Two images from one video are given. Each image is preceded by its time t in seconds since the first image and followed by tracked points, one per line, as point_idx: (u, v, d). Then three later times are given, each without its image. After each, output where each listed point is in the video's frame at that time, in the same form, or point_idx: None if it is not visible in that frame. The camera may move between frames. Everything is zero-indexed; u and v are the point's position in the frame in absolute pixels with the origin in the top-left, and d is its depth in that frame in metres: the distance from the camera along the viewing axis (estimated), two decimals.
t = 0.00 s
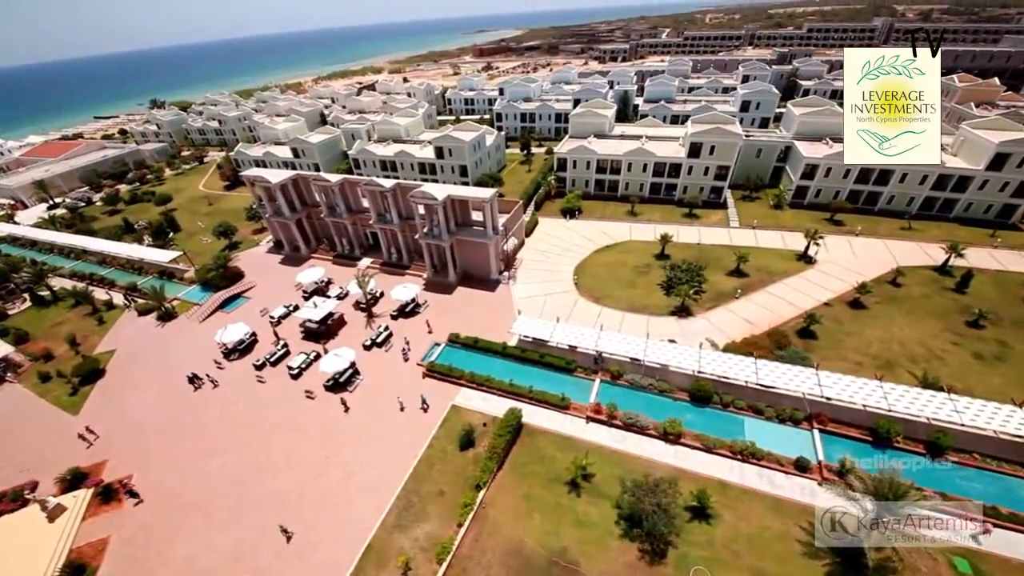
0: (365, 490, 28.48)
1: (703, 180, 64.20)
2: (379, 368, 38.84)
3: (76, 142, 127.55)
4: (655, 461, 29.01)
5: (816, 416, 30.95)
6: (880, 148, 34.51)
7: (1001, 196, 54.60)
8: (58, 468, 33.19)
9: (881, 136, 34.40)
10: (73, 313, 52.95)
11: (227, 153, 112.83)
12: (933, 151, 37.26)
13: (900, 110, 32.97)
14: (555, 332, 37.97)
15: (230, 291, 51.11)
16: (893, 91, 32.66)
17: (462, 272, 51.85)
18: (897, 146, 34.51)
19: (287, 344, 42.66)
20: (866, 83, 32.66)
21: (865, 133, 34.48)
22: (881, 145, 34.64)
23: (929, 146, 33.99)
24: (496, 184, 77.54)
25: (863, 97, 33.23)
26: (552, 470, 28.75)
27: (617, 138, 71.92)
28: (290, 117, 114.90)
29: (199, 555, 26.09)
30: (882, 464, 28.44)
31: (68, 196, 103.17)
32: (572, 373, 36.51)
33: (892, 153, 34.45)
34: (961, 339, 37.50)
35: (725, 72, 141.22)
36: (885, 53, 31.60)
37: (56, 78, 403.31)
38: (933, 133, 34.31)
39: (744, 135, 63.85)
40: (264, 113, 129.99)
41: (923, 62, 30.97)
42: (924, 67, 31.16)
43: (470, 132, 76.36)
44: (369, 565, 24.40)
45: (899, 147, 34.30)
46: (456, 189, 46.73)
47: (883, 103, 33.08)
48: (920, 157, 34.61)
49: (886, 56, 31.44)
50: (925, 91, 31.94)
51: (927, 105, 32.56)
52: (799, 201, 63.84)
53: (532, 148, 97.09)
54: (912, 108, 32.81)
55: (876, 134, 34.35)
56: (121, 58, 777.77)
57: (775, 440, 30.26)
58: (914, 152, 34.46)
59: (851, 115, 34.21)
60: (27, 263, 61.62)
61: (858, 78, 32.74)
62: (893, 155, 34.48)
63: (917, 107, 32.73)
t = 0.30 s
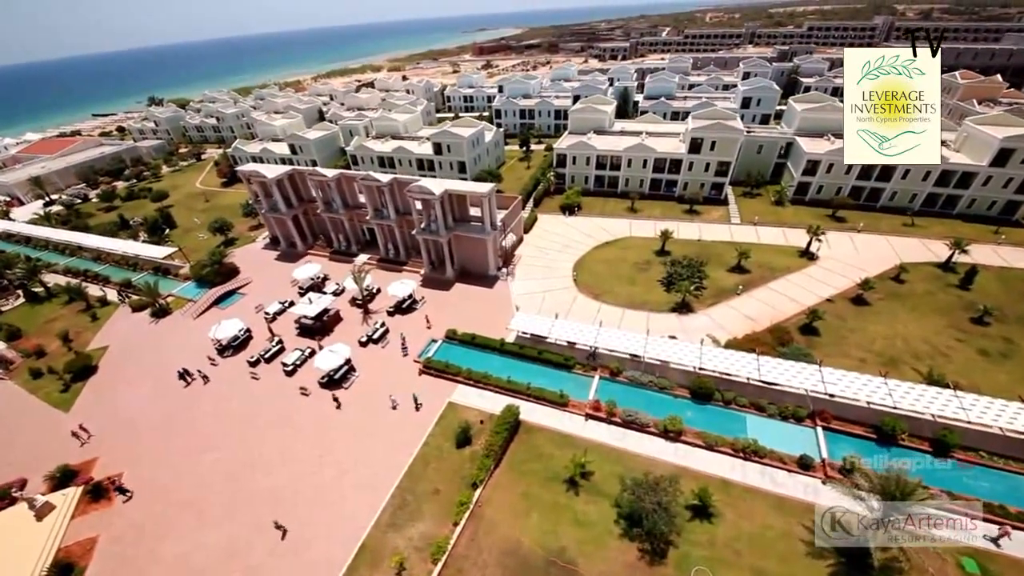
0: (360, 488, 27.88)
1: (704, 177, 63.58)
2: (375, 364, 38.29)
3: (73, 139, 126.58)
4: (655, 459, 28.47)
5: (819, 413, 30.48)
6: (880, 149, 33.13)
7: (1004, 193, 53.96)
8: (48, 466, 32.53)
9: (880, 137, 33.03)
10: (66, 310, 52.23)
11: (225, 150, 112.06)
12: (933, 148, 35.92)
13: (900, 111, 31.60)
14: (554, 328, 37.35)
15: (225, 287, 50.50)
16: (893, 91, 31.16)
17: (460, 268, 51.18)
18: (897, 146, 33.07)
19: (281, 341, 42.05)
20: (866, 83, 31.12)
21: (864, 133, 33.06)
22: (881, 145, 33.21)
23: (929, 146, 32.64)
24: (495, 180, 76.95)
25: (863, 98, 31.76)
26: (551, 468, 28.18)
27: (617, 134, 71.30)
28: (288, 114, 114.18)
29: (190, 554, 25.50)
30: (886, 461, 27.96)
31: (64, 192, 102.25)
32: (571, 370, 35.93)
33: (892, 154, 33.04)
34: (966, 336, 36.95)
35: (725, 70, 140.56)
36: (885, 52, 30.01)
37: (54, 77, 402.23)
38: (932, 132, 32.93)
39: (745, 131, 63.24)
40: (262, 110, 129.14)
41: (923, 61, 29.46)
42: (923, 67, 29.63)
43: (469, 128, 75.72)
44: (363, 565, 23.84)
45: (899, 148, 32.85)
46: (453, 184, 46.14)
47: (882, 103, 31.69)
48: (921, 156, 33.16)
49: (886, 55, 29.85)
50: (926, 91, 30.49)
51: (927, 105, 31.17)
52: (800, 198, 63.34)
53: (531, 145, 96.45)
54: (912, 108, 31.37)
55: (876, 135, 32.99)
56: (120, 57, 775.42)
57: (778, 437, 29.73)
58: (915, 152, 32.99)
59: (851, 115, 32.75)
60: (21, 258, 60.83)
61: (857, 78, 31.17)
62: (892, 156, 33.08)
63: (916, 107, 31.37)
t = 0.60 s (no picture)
0: (355, 487, 27.31)
1: (705, 172, 62.93)
2: (371, 361, 37.75)
3: (70, 136, 125.58)
4: (656, 456, 27.91)
5: (823, 411, 29.98)
6: (880, 148, 31.19)
7: (1009, 188, 53.34)
8: (37, 463, 31.80)
9: (881, 136, 31.05)
10: (60, 306, 51.41)
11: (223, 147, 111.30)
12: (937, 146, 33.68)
13: (899, 111, 29.83)
14: (553, 324, 36.79)
15: (221, 283, 49.94)
16: (893, 91, 29.38)
17: (458, 264, 50.59)
18: (897, 145, 31.12)
19: (276, 337, 41.48)
20: (865, 83, 29.35)
21: (865, 132, 31.13)
22: (881, 146, 31.28)
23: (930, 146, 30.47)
24: (494, 176, 76.32)
25: (864, 98, 30.09)
26: (549, 465, 27.63)
27: (617, 130, 70.65)
28: (286, 111, 113.45)
29: (180, 553, 24.87)
30: (890, 459, 27.46)
31: (60, 189, 101.24)
32: (570, 366, 35.37)
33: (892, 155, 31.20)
34: (971, 332, 36.38)
35: (726, 67, 139.71)
36: (886, 52, 28.24)
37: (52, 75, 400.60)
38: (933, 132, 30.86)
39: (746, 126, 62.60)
40: (260, 107, 128.29)
41: (923, 61, 27.42)
42: (923, 67, 27.62)
43: (468, 124, 75.09)
44: (356, 564, 23.31)
45: (899, 147, 30.98)
46: (452, 178, 45.57)
47: (882, 104, 29.94)
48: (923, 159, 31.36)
49: (886, 56, 28.16)
50: (925, 92, 28.58)
51: (926, 106, 29.25)
52: (802, 194, 62.69)
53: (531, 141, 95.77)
54: (913, 108, 29.45)
55: (876, 134, 31.03)
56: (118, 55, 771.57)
57: (781, 435, 29.18)
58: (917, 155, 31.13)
59: (853, 114, 31.02)
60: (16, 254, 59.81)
61: (858, 78, 29.44)
62: (893, 157, 31.17)
63: (915, 107, 29.47)
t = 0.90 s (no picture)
0: (351, 485, 26.76)
1: (707, 168, 62.19)
2: (368, 358, 37.25)
3: (68, 134, 124.64)
4: (658, 454, 27.35)
5: (828, 408, 29.43)
6: (879, 150, 24.98)
7: (1015, 183, 52.63)
8: (28, 460, 31.04)
9: (880, 136, 25.05)
10: (56, 303, 50.52)
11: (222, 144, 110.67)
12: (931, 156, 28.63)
13: (900, 111, 24.17)
14: (552, 320, 36.15)
15: (218, 279, 49.43)
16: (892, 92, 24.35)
17: (456, 260, 50.03)
18: (897, 149, 25.17)
19: (272, 333, 40.98)
20: (865, 83, 24.24)
21: (865, 133, 25.06)
22: (880, 146, 25.17)
23: (934, 149, 24.79)
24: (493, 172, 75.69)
25: (863, 97, 24.56)
26: (549, 463, 27.11)
27: (618, 126, 69.98)
28: (285, 108, 112.78)
29: (173, 553, 24.29)
30: (898, 457, 26.88)
31: (59, 186, 100.32)
32: (570, 363, 34.79)
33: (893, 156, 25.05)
34: (978, 329, 35.74)
35: (727, 63, 138.67)
36: (883, 50, 23.60)
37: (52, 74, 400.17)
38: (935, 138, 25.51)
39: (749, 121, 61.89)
40: (260, 104, 127.66)
41: (924, 60, 22.75)
42: (925, 66, 22.88)
43: (467, 120, 74.47)
44: (351, 564, 22.80)
45: (900, 150, 24.97)
46: (450, 173, 44.97)
47: (882, 103, 24.44)
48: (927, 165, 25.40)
49: (884, 55, 23.50)
50: (929, 91, 23.30)
51: (928, 106, 23.82)
52: (805, 189, 61.92)
53: (531, 138, 95.08)
54: (914, 108, 24.03)
55: (876, 134, 25.02)
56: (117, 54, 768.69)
57: (786, 433, 28.59)
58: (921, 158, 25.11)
59: (849, 115, 25.29)
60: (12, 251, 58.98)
61: (856, 77, 24.34)
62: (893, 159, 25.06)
63: (917, 107, 23.98)
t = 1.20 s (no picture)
0: (347, 484, 26.25)
1: (711, 164, 61.44)
2: (366, 355, 36.77)
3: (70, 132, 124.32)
4: (661, 453, 26.74)
5: (835, 406, 28.78)
6: (880, 149, 31.37)
7: None
8: (22, 456, 30.59)
9: (880, 136, 31.28)
10: (55, 299, 50.01)
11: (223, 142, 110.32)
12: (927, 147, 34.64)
13: (900, 110, 29.89)
14: (553, 316, 35.59)
15: (216, 276, 49.01)
16: (893, 91, 29.55)
17: (456, 257, 49.51)
18: (897, 146, 31.34)
19: (270, 330, 40.55)
20: (865, 83, 29.41)
21: (865, 133, 31.29)
22: (881, 145, 31.48)
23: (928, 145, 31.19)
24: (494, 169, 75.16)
25: (863, 97, 30.01)
26: (549, 462, 26.53)
27: (621, 122, 69.27)
28: (286, 106, 112.42)
29: (166, 551, 23.81)
30: (907, 457, 26.21)
31: (60, 184, 100.04)
32: (571, 360, 34.21)
33: (892, 153, 31.29)
34: (988, 326, 35.00)
35: (731, 61, 137.61)
36: (884, 52, 28.49)
37: (54, 74, 401.18)
38: (930, 135, 31.57)
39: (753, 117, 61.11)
40: (261, 102, 127.25)
41: (923, 61, 27.76)
42: (924, 67, 27.89)
43: (468, 116, 73.93)
44: (347, 563, 22.30)
45: (900, 147, 31.13)
46: (450, 167, 44.50)
47: (882, 103, 29.97)
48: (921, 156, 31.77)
49: (885, 57, 28.40)
50: (926, 91, 28.73)
51: (927, 105, 29.50)
52: (810, 186, 61.25)
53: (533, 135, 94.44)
54: (912, 108, 29.63)
55: (876, 134, 31.26)
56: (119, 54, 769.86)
57: (792, 431, 27.97)
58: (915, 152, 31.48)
59: (851, 115, 31.05)
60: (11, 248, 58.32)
61: (858, 78, 29.43)
62: (892, 156, 31.34)
63: (916, 107, 29.67)
